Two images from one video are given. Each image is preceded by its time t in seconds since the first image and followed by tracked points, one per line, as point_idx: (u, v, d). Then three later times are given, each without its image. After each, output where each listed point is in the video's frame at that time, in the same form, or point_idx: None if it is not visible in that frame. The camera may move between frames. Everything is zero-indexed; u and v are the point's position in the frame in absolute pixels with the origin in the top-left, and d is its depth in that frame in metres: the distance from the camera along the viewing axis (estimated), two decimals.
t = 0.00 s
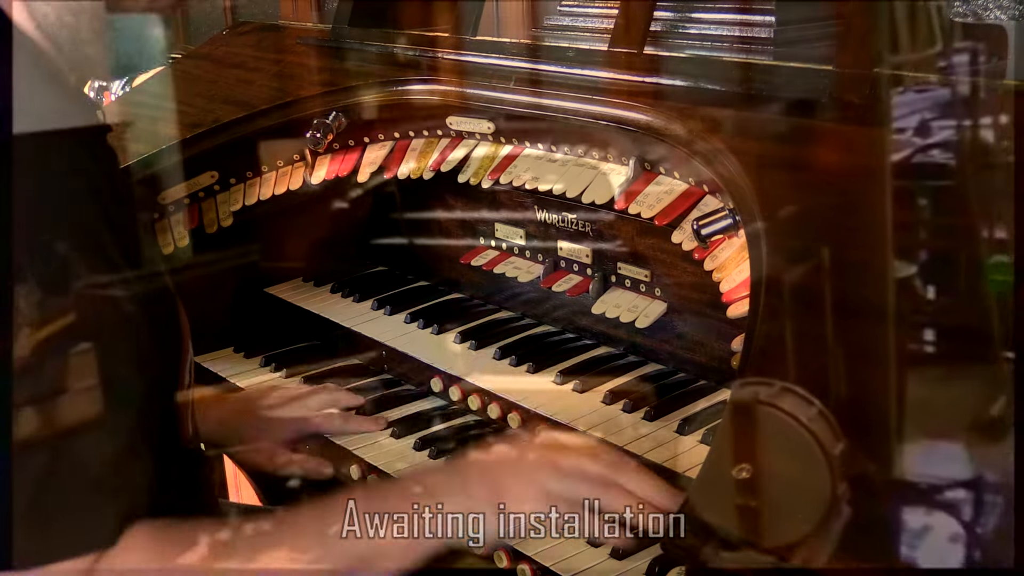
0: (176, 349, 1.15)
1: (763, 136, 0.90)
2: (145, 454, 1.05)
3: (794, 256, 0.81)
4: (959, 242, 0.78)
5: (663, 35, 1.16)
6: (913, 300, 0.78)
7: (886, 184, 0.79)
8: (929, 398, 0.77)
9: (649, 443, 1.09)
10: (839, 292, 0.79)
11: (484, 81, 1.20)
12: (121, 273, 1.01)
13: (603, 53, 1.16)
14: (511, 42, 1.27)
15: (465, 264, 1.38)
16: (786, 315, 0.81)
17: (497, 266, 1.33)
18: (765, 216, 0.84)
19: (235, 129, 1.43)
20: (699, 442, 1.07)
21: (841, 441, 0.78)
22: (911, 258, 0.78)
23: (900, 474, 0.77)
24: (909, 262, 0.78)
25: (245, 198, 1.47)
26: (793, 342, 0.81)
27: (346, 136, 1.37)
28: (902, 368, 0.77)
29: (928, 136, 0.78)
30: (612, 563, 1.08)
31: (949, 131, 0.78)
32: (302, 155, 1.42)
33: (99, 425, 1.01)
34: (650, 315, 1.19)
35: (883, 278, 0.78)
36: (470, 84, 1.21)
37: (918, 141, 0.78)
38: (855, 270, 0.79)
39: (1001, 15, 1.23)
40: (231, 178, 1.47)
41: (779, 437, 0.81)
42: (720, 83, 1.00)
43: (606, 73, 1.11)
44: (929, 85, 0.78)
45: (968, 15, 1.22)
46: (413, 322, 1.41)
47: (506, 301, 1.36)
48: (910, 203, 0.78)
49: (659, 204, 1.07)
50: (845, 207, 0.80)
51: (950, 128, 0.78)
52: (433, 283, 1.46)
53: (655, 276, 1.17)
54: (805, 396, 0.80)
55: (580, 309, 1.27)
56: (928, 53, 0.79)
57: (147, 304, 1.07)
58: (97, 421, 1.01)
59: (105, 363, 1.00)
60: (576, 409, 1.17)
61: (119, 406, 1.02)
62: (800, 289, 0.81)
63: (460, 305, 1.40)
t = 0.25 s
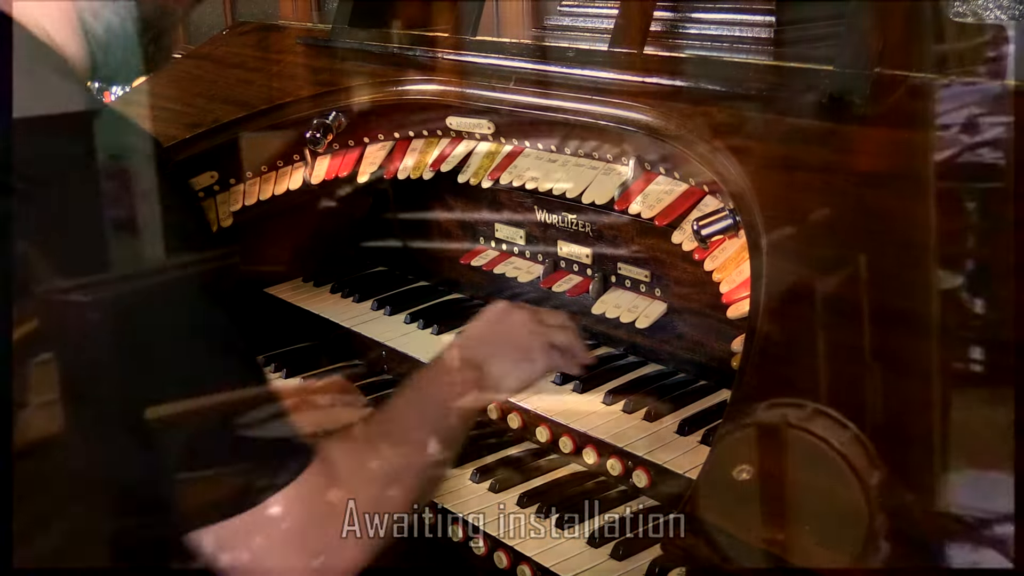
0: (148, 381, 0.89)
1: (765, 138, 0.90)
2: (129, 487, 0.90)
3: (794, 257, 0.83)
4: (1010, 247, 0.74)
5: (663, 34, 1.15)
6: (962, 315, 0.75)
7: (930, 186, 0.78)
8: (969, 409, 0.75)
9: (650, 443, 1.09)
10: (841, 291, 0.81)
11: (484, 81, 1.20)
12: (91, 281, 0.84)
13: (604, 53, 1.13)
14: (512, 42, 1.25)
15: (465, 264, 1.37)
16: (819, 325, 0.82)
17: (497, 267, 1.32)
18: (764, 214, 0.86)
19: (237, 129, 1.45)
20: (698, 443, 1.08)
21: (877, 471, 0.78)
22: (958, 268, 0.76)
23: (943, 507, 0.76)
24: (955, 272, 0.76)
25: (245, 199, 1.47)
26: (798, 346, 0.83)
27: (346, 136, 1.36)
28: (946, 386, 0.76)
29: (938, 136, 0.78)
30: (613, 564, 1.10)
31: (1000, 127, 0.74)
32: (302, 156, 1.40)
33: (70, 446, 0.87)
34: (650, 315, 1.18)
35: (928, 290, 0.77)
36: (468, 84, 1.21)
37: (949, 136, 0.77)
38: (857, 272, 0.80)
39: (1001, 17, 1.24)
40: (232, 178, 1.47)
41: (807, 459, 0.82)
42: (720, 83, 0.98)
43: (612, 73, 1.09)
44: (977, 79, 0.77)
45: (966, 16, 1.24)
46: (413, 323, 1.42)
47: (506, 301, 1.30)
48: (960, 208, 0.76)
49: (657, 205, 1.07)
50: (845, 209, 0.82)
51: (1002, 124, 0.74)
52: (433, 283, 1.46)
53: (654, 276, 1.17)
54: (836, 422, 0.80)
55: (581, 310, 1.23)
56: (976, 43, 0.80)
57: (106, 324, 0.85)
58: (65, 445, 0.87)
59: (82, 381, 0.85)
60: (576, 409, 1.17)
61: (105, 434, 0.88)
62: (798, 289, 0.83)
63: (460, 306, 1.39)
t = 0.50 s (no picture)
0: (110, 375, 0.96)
1: (763, 137, 0.89)
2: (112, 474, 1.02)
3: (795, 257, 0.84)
4: None
5: (663, 34, 1.15)
6: (1015, 320, 0.75)
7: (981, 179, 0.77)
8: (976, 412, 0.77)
9: (649, 443, 1.11)
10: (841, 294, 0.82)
11: (484, 80, 1.20)
12: (50, 285, 0.94)
13: (604, 53, 1.11)
14: (512, 42, 1.23)
15: (465, 264, 1.38)
16: (857, 331, 0.81)
17: (496, 267, 1.34)
18: (764, 215, 0.87)
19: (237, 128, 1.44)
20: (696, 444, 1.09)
21: (924, 495, 0.79)
22: (1012, 272, 0.75)
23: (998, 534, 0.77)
24: (1008, 278, 0.76)
25: (245, 198, 1.47)
26: (799, 346, 0.84)
27: (346, 136, 1.37)
28: (1000, 400, 0.76)
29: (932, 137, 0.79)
30: (611, 563, 1.10)
31: None
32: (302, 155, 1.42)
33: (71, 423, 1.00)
34: (650, 315, 1.18)
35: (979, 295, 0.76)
36: (467, 83, 1.21)
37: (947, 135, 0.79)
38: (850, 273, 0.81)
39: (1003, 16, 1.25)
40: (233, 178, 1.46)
41: (848, 479, 0.81)
42: (719, 82, 0.97)
43: (613, 73, 1.07)
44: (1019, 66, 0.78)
45: (967, 15, 1.25)
46: (413, 323, 1.42)
47: (506, 301, 1.34)
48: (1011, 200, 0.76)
49: (656, 205, 1.08)
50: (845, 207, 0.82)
51: None
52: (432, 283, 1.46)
53: (654, 275, 1.17)
54: (877, 443, 0.80)
55: (580, 310, 1.23)
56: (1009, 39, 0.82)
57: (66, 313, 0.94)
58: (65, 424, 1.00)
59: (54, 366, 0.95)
60: (577, 408, 1.18)
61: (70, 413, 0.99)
62: (800, 289, 0.84)
63: (461, 305, 1.39)
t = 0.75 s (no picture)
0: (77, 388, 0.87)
1: (763, 138, 0.89)
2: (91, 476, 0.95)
3: (794, 258, 0.84)
4: None
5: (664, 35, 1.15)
6: None
7: None
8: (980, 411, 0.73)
9: (652, 442, 1.07)
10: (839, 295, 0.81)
11: (484, 80, 1.19)
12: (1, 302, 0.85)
13: (604, 52, 1.09)
14: (511, 42, 1.22)
15: (465, 264, 1.39)
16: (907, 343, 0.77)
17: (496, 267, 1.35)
18: (764, 216, 0.86)
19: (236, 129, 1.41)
20: (699, 441, 1.07)
21: (983, 545, 0.72)
22: None
23: None
24: None
25: (246, 198, 1.49)
26: (799, 346, 0.83)
27: (346, 136, 1.38)
28: None
29: (932, 138, 0.79)
30: (612, 562, 1.03)
31: None
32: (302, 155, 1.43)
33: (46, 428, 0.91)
34: (650, 315, 1.19)
35: None
36: (468, 83, 1.21)
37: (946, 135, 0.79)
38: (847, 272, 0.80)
39: (1003, 16, 1.27)
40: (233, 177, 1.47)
41: (895, 524, 0.76)
42: (720, 83, 0.96)
43: (613, 73, 1.07)
44: None
45: (968, 15, 1.29)
46: (413, 323, 1.41)
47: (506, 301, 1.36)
48: None
49: (657, 205, 1.07)
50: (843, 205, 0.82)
51: None
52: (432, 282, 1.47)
53: (655, 276, 1.18)
54: (924, 486, 0.75)
55: (580, 309, 1.26)
56: None
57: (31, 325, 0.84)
58: (32, 443, 0.92)
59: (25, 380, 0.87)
60: (576, 407, 1.17)
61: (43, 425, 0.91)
62: (800, 289, 0.83)
63: (462, 306, 1.40)
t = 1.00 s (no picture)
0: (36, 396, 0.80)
1: (763, 138, 0.91)
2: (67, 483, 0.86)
3: (794, 258, 0.83)
4: None
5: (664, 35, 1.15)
6: None
7: None
8: (981, 411, 0.70)
9: (651, 442, 1.07)
10: (840, 294, 0.79)
11: (484, 80, 1.19)
12: None
13: (603, 52, 1.08)
14: (511, 42, 1.22)
15: (466, 264, 1.42)
16: (914, 344, 0.74)
17: (497, 266, 1.37)
18: (764, 215, 0.86)
19: (235, 130, 1.39)
20: (699, 442, 1.06)
21: None
22: None
23: None
24: None
25: (245, 198, 1.48)
26: (798, 346, 0.80)
27: (346, 136, 1.38)
28: None
29: (931, 138, 0.81)
30: (611, 563, 1.01)
31: None
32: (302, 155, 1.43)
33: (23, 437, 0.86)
34: (649, 315, 1.18)
35: None
36: (468, 83, 1.21)
37: (945, 136, 0.81)
38: (848, 271, 0.80)
39: (1002, 16, 1.27)
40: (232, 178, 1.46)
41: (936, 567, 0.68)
42: (719, 82, 0.96)
43: (611, 72, 1.07)
44: None
45: (967, 16, 1.30)
46: (413, 323, 1.39)
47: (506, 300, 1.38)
48: None
49: (657, 204, 1.06)
50: (844, 205, 0.82)
51: None
52: (433, 283, 1.51)
53: (654, 275, 1.18)
54: (978, 527, 0.68)
55: (580, 309, 1.29)
56: None
57: None
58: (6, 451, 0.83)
59: None
60: (575, 407, 1.16)
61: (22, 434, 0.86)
62: (799, 289, 0.82)
63: (461, 305, 1.42)
